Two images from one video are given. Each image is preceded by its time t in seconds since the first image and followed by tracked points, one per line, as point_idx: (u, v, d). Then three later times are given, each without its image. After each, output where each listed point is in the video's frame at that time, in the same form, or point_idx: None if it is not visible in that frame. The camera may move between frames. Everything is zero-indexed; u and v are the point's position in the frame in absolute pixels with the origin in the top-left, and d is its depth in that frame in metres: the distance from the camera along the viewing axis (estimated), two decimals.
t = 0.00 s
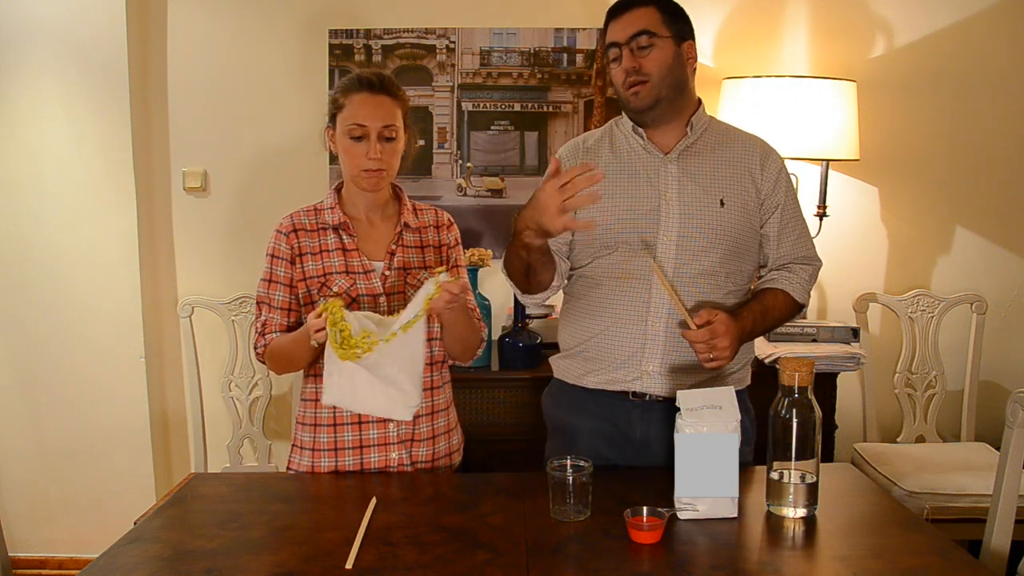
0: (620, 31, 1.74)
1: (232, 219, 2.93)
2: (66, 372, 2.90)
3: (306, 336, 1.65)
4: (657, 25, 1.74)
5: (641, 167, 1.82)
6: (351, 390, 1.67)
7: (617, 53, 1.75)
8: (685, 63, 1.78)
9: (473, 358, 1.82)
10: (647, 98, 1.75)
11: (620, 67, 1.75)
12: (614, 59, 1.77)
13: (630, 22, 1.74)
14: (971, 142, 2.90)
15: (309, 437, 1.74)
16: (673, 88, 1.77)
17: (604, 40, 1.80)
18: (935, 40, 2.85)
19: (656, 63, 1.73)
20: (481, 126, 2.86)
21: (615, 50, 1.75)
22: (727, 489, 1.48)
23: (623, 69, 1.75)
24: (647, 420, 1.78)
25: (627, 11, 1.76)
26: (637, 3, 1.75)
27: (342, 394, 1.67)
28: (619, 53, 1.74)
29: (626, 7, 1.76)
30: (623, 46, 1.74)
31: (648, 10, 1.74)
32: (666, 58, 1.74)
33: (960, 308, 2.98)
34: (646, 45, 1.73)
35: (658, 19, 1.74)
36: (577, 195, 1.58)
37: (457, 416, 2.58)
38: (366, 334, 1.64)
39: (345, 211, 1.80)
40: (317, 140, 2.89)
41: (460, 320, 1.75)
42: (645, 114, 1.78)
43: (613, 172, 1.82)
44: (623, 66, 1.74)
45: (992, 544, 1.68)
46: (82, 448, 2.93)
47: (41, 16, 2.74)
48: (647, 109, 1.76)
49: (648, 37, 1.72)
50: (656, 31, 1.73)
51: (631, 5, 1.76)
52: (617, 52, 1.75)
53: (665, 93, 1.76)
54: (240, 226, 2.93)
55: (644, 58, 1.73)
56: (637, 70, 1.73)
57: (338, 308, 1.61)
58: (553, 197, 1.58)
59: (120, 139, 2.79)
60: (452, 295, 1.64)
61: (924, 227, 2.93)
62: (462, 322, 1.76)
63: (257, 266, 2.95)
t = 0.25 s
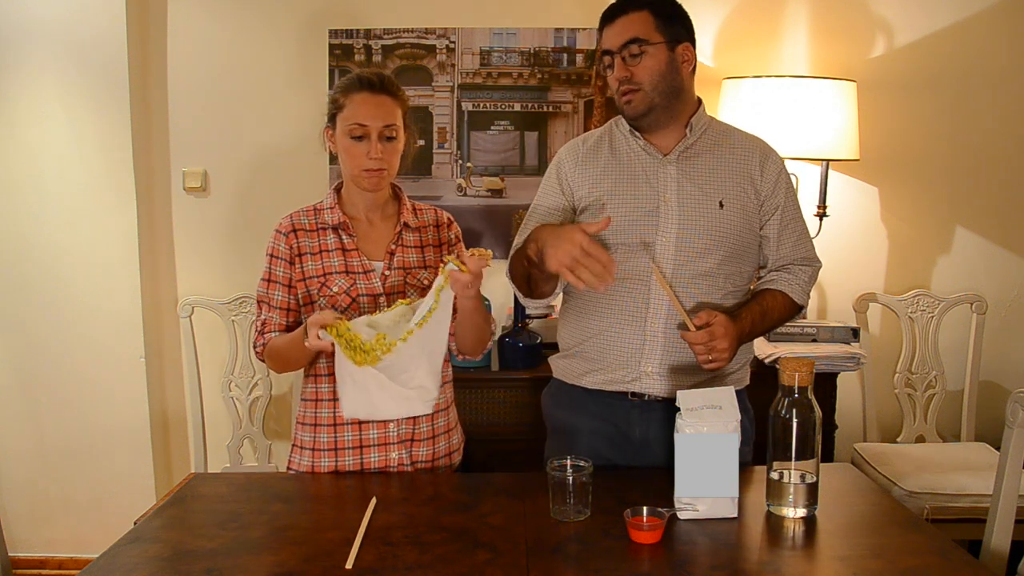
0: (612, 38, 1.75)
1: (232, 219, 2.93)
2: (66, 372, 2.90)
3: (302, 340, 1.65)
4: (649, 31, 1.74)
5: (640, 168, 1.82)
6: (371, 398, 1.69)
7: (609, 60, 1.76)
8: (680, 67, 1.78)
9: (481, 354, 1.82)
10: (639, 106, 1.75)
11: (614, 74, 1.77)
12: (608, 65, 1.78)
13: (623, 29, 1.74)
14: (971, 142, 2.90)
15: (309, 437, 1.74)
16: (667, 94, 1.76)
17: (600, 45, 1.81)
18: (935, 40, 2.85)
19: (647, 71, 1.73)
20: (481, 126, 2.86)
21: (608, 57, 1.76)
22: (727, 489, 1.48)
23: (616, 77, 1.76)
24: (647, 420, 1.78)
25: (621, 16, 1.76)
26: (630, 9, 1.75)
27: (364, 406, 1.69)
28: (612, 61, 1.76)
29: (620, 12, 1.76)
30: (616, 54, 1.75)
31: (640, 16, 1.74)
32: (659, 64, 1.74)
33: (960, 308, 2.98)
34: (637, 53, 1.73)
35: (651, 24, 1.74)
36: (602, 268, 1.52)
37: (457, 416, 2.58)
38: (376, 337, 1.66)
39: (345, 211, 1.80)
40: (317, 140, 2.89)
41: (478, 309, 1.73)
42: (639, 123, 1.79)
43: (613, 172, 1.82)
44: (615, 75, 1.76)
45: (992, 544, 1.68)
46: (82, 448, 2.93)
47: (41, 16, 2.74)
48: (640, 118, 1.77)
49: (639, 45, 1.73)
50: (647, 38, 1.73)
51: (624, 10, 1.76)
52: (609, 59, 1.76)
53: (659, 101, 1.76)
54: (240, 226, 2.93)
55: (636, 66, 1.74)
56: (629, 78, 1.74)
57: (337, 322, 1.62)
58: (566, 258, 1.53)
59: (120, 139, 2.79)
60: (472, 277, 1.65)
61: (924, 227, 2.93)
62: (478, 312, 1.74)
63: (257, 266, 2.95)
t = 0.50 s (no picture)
0: (610, 40, 1.75)
1: (232, 219, 2.93)
2: (66, 372, 2.90)
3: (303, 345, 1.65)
4: (646, 33, 1.73)
5: (639, 168, 1.82)
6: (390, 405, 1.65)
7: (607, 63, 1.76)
8: (678, 67, 1.78)
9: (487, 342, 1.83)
10: (638, 109, 1.76)
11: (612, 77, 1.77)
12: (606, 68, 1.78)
13: (620, 31, 1.74)
14: (971, 142, 2.90)
15: (309, 438, 1.74)
16: (666, 96, 1.77)
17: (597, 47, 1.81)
18: (935, 40, 2.85)
19: (646, 73, 1.73)
20: (481, 126, 2.86)
21: (606, 59, 1.76)
22: (727, 489, 1.48)
23: (614, 80, 1.76)
24: (647, 420, 1.78)
25: (618, 18, 1.75)
26: (627, 11, 1.75)
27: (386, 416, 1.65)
28: (610, 64, 1.76)
29: (616, 14, 1.76)
30: (613, 57, 1.75)
31: (637, 18, 1.74)
32: (658, 66, 1.74)
33: (960, 308, 2.98)
34: (635, 55, 1.73)
35: (648, 26, 1.74)
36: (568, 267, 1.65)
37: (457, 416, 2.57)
38: (375, 348, 1.62)
39: (345, 211, 1.80)
40: (317, 140, 2.89)
41: (479, 290, 1.76)
42: (638, 125, 1.79)
43: (612, 172, 1.82)
44: (613, 78, 1.76)
45: (992, 544, 1.68)
46: (82, 448, 2.93)
47: (41, 16, 2.74)
48: (639, 120, 1.78)
49: (637, 48, 1.73)
50: (645, 40, 1.73)
51: (621, 12, 1.76)
52: (607, 62, 1.76)
53: (657, 103, 1.76)
54: (240, 226, 2.93)
55: (634, 68, 1.74)
56: (627, 81, 1.74)
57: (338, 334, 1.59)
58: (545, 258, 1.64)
59: (120, 139, 2.79)
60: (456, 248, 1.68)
61: (924, 227, 2.93)
62: (479, 293, 1.77)
63: (257, 266, 2.95)
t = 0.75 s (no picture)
0: (610, 42, 1.75)
1: (232, 219, 2.93)
2: (66, 372, 2.90)
3: (308, 360, 1.63)
4: (647, 35, 1.73)
5: (639, 168, 1.82)
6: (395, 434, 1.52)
7: (608, 65, 1.76)
8: (678, 69, 1.78)
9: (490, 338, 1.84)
10: (640, 111, 1.76)
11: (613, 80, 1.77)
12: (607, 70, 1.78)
13: (620, 33, 1.74)
14: (971, 141, 2.90)
15: (309, 438, 1.74)
16: (667, 98, 1.77)
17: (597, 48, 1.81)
18: (935, 40, 2.85)
19: (647, 76, 1.74)
20: (481, 126, 2.86)
21: (607, 61, 1.76)
22: (727, 489, 1.48)
23: (615, 83, 1.76)
24: (647, 420, 1.78)
25: (618, 20, 1.75)
26: (627, 13, 1.75)
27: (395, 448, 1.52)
28: (610, 67, 1.76)
29: (616, 16, 1.76)
30: (614, 60, 1.75)
31: (637, 20, 1.74)
32: (658, 68, 1.74)
33: (960, 308, 2.98)
34: (636, 58, 1.73)
35: (648, 28, 1.73)
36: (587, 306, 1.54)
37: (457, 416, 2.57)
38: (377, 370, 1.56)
39: (345, 211, 1.80)
40: (317, 140, 2.89)
41: (478, 287, 1.76)
42: (639, 127, 1.80)
43: (612, 172, 1.82)
44: (614, 80, 1.76)
45: (992, 544, 1.68)
46: (82, 448, 2.93)
47: (41, 16, 2.74)
48: (641, 122, 1.78)
49: (638, 50, 1.73)
50: (645, 42, 1.73)
51: (621, 14, 1.75)
52: (608, 65, 1.76)
53: (659, 106, 1.77)
54: (240, 226, 2.93)
55: (635, 71, 1.74)
56: (628, 84, 1.75)
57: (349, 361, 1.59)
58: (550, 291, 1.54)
59: (120, 139, 2.79)
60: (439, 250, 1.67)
61: (924, 227, 2.93)
62: (478, 289, 1.77)
63: (257, 266, 2.95)
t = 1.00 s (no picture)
0: (609, 43, 1.75)
1: (232, 219, 2.93)
2: (66, 372, 2.90)
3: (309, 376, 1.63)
4: (646, 35, 1.73)
5: (638, 168, 1.82)
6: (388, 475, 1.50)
7: (608, 66, 1.76)
8: (678, 69, 1.78)
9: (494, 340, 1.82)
10: (640, 112, 1.76)
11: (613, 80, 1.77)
12: (607, 71, 1.78)
13: (619, 34, 1.74)
14: (971, 141, 2.90)
15: (310, 439, 1.74)
16: (667, 98, 1.77)
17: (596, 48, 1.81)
18: (935, 40, 2.85)
19: (647, 77, 1.74)
20: (481, 126, 2.86)
21: (607, 62, 1.76)
22: (727, 489, 1.48)
23: (616, 84, 1.76)
24: (646, 420, 1.78)
25: (617, 21, 1.75)
26: (626, 13, 1.75)
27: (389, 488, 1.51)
28: (611, 67, 1.76)
29: (616, 16, 1.76)
30: (614, 61, 1.75)
31: (637, 20, 1.74)
32: (658, 69, 1.74)
33: (960, 308, 2.98)
34: (636, 59, 1.73)
35: (648, 28, 1.73)
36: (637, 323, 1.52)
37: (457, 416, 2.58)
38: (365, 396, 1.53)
39: (345, 211, 1.80)
40: (317, 140, 2.89)
41: (476, 303, 1.71)
42: (640, 128, 1.80)
43: (611, 172, 1.82)
44: (615, 81, 1.76)
45: (992, 544, 1.68)
46: (82, 448, 2.93)
47: (41, 16, 2.74)
48: (640, 122, 1.78)
49: (638, 50, 1.73)
50: (645, 43, 1.73)
51: (621, 14, 1.75)
52: (608, 65, 1.76)
53: (659, 106, 1.77)
54: (240, 226, 2.93)
55: (635, 72, 1.74)
56: (629, 84, 1.75)
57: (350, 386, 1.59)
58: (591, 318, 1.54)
59: (120, 139, 2.79)
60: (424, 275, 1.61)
61: (924, 226, 2.93)
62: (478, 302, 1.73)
63: (257, 266, 2.95)
